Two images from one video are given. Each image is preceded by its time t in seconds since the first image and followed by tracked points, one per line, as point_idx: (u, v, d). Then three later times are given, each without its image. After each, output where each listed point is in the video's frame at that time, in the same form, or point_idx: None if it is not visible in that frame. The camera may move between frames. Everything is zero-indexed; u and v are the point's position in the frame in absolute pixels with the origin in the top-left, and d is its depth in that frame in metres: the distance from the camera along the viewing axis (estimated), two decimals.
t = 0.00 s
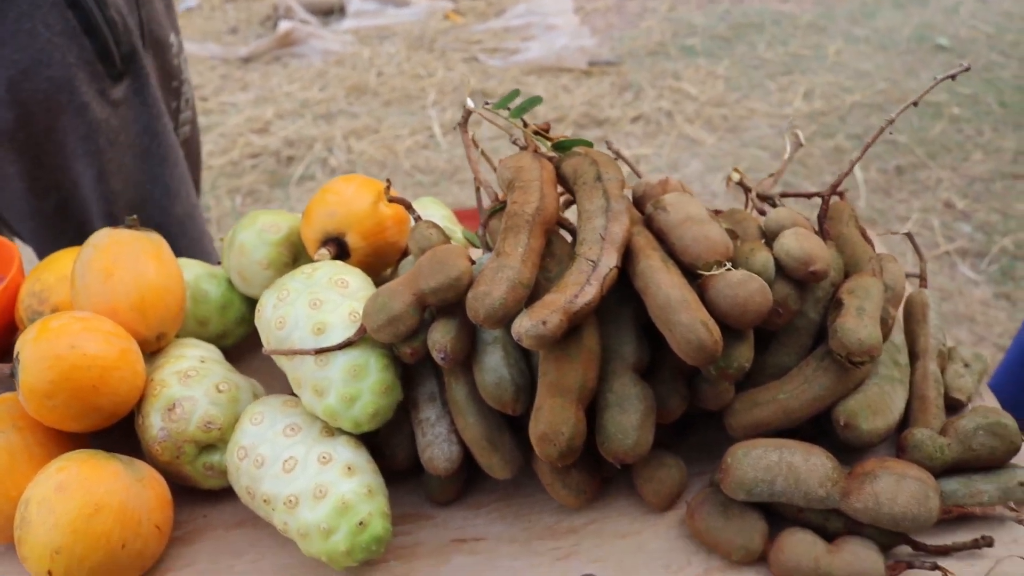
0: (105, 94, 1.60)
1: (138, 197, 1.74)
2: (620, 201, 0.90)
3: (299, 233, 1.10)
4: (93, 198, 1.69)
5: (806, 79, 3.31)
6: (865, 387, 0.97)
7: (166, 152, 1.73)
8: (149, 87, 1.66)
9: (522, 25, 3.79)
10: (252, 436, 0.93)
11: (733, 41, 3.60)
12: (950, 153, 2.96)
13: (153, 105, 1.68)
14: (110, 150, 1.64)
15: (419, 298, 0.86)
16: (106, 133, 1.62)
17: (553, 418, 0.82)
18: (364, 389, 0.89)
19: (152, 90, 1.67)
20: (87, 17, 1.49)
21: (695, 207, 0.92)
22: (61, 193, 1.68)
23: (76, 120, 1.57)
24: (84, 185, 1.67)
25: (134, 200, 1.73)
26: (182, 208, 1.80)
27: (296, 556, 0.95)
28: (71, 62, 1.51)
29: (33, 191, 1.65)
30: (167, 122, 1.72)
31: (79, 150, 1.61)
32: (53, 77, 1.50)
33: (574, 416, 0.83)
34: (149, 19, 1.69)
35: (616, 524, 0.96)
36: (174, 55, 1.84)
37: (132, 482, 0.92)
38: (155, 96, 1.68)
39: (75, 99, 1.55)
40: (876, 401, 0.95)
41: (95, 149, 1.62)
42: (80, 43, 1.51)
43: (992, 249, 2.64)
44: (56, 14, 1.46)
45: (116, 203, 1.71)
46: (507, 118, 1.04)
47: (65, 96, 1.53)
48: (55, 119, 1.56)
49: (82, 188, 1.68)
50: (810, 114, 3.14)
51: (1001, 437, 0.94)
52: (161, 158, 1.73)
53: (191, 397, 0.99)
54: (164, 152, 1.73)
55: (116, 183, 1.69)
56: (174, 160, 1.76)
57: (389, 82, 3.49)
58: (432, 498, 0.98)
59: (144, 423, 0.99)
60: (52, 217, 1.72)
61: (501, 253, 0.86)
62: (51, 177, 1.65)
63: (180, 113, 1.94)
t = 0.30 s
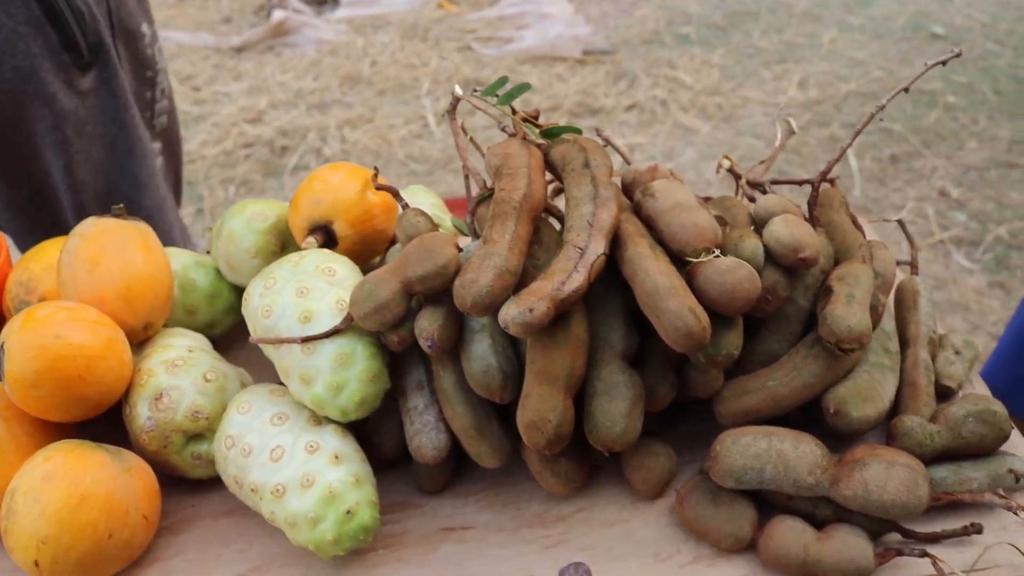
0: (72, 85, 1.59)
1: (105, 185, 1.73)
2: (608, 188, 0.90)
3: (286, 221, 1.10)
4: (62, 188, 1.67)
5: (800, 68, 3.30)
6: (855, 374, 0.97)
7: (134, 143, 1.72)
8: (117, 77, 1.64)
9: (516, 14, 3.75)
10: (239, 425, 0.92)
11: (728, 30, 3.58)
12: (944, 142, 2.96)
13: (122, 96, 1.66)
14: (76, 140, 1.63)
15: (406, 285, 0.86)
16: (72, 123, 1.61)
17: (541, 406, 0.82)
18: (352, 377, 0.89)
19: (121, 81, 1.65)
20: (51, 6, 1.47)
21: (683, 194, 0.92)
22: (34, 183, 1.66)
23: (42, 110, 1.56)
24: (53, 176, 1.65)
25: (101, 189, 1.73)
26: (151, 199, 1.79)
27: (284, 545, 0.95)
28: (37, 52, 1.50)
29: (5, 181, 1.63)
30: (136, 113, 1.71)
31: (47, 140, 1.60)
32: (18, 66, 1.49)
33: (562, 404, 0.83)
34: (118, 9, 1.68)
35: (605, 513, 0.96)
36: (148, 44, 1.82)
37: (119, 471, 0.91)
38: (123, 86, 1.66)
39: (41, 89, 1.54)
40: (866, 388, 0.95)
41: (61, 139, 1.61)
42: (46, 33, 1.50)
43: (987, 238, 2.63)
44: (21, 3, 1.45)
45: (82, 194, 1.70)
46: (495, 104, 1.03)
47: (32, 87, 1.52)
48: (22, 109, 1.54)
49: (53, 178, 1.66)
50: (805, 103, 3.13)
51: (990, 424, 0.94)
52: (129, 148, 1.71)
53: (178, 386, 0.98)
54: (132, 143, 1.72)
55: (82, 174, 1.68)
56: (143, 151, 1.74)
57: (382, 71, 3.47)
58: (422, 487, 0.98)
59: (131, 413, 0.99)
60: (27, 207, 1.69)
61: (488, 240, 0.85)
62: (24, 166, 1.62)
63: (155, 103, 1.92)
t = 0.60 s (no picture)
0: (65, 73, 1.51)
1: (107, 176, 1.64)
2: (598, 179, 0.89)
3: (276, 214, 1.09)
4: (57, 179, 1.61)
5: (795, 58, 3.29)
6: (847, 366, 0.96)
7: (131, 131, 1.63)
8: (111, 65, 1.56)
9: (510, 4, 3.72)
10: (229, 420, 0.92)
11: (722, 20, 3.57)
12: (938, 132, 2.95)
13: (116, 85, 1.58)
14: (71, 129, 1.56)
15: (396, 279, 0.85)
16: (67, 112, 1.54)
17: (532, 400, 0.82)
18: (342, 372, 0.88)
19: (115, 69, 1.57)
20: None
21: (675, 186, 0.92)
22: (26, 174, 1.60)
23: (35, 99, 1.49)
24: (47, 167, 1.59)
25: (102, 180, 1.64)
26: (151, 186, 1.70)
27: (275, 540, 0.95)
28: (28, 42, 1.43)
29: None
30: (132, 100, 1.62)
31: (39, 130, 1.53)
32: (9, 56, 1.42)
33: (553, 397, 0.82)
34: None
35: (598, 506, 0.96)
36: (135, 32, 1.79)
37: (107, 467, 0.91)
38: (117, 75, 1.58)
39: (32, 79, 1.46)
40: (858, 380, 0.95)
41: (55, 130, 1.54)
42: (36, 22, 1.42)
43: (980, 228, 2.63)
44: None
45: (80, 183, 1.63)
46: (485, 96, 1.02)
47: (23, 76, 1.45)
48: (14, 100, 1.48)
49: (46, 169, 1.60)
50: (799, 93, 3.12)
51: (983, 416, 0.94)
52: (127, 138, 1.63)
53: (167, 381, 0.98)
54: (130, 131, 1.63)
55: (80, 163, 1.60)
56: (141, 139, 1.66)
57: (376, 63, 3.44)
58: (413, 481, 0.97)
59: (121, 409, 0.98)
60: (19, 202, 1.64)
61: (478, 233, 0.84)
62: (13, 160, 1.57)
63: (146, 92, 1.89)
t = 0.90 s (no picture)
0: (78, 67, 1.47)
1: (118, 169, 1.60)
2: (597, 176, 0.89)
3: (273, 210, 1.08)
4: (67, 173, 1.56)
5: (792, 52, 3.28)
6: (847, 364, 0.96)
7: (142, 126, 1.60)
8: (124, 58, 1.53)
9: None
10: (226, 417, 0.91)
11: (719, 14, 3.56)
12: (935, 127, 2.95)
13: (128, 78, 1.55)
14: (83, 123, 1.52)
15: (394, 276, 0.85)
16: (81, 105, 1.50)
17: (531, 398, 0.81)
18: (340, 369, 0.88)
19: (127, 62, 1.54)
20: None
21: (674, 182, 0.91)
22: (36, 166, 1.56)
23: (49, 93, 1.45)
24: (58, 161, 1.55)
25: (113, 173, 1.60)
26: (161, 180, 1.67)
27: (273, 538, 0.94)
28: (43, 34, 1.40)
29: (6, 165, 1.53)
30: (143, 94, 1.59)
31: (52, 124, 1.49)
32: (25, 49, 1.39)
33: (552, 395, 0.82)
34: None
35: (597, 504, 0.95)
36: (144, 26, 1.76)
37: (104, 464, 0.90)
38: (129, 68, 1.55)
39: (47, 71, 1.43)
40: (858, 378, 0.95)
41: (68, 123, 1.50)
42: (51, 14, 1.39)
43: (977, 223, 2.63)
44: None
45: (91, 177, 1.58)
46: (484, 92, 1.01)
47: (37, 69, 1.42)
48: (27, 92, 1.44)
49: (57, 163, 1.56)
50: (797, 87, 3.11)
51: (983, 414, 0.94)
52: (138, 132, 1.59)
53: (164, 378, 0.97)
54: (141, 124, 1.60)
55: (92, 157, 1.56)
56: (151, 134, 1.63)
57: (372, 56, 3.42)
58: (411, 479, 0.97)
59: (117, 406, 0.97)
60: (26, 192, 1.59)
61: (477, 230, 0.84)
62: (24, 152, 1.53)
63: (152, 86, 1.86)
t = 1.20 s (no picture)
0: (105, 52, 1.49)
1: (141, 156, 1.61)
2: (606, 170, 0.88)
3: (277, 203, 1.07)
4: (92, 159, 1.56)
5: (797, 47, 3.26)
6: (856, 360, 0.95)
7: (165, 112, 1.63)
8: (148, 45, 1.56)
9: None
10: (231, 411, 0.91)
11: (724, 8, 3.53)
12: (941, 122, 2.93)
13: (152, 64, 1.58)
14: (111, 108, 1.53)
15: (400, 270, 0.84)
16: (107, 91, 1.51)
17: (538, 393, 0.80)
18: (345, 363, 0.87)
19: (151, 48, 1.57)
20: None
21: (683, 175, 0.90)
22: (60, 153, 1.55)
23: (77, 78, 1.46)
24: (83, 147, 1.54)
25: (137, 159, 1.60)
26: (182, 167, 1.69)
27: (278, 533, 0.94)
28: (74, 19, 1.41)
29: (30, 151, 1.52)
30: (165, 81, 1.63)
31: (79, 108, 1.50)
32: (55, 33, 1.40)
33: (560, 390, 0.81)
34: None
35: (604, 500, 0.95)
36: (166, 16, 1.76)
37: (107, 458, 0.89)
38: (153, 55, 1.58)
39: (76, 56, 1.44)
40: (868, 374, 0.94)
41: (96, 108, 1.51)
42: None
43: (984, 219, 2.62)
44: None
45: (117, 162, 1.58)
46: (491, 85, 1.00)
47: (67, 54, 1.43)
48: (57, 78, 1.45)
49: (81, 149, 1.55)
50: (802, 82, 3.10)
51: (994, 411, 0.93)
52: (162, 118, 1.62)
53: (168, 371, 0.96)
54: (163, 111, 1.62)
55: (117, 142, 1.57)
56: (173, 121, 1.65)
57: (376, 50, 3.40)
58: (416, 474, 0.96)
59: (121, 400, 0.97)
60: (50, 179, 1.58)
61: (484, 223, 0.83)
62: (49, 138, 1.53)
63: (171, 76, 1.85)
